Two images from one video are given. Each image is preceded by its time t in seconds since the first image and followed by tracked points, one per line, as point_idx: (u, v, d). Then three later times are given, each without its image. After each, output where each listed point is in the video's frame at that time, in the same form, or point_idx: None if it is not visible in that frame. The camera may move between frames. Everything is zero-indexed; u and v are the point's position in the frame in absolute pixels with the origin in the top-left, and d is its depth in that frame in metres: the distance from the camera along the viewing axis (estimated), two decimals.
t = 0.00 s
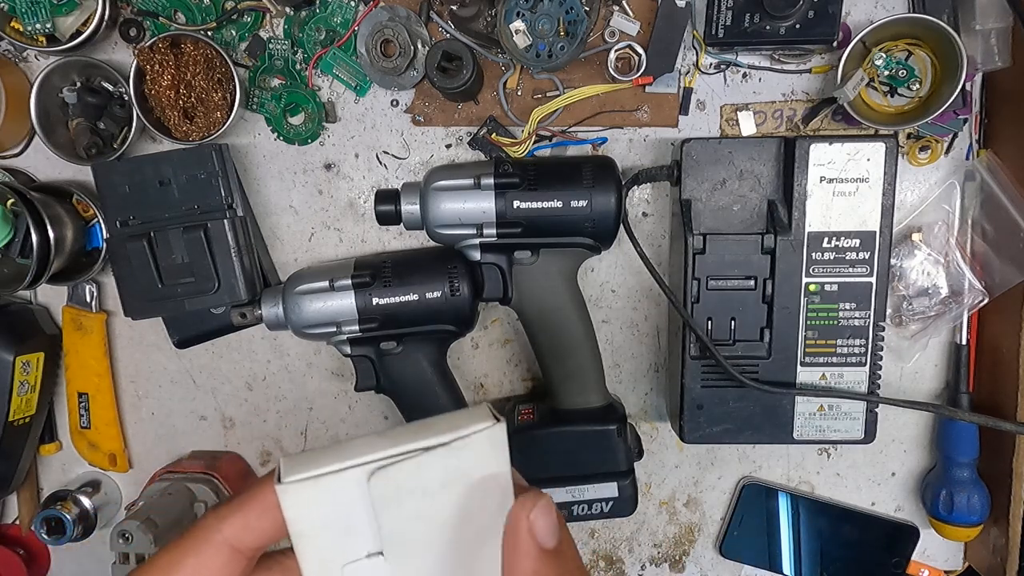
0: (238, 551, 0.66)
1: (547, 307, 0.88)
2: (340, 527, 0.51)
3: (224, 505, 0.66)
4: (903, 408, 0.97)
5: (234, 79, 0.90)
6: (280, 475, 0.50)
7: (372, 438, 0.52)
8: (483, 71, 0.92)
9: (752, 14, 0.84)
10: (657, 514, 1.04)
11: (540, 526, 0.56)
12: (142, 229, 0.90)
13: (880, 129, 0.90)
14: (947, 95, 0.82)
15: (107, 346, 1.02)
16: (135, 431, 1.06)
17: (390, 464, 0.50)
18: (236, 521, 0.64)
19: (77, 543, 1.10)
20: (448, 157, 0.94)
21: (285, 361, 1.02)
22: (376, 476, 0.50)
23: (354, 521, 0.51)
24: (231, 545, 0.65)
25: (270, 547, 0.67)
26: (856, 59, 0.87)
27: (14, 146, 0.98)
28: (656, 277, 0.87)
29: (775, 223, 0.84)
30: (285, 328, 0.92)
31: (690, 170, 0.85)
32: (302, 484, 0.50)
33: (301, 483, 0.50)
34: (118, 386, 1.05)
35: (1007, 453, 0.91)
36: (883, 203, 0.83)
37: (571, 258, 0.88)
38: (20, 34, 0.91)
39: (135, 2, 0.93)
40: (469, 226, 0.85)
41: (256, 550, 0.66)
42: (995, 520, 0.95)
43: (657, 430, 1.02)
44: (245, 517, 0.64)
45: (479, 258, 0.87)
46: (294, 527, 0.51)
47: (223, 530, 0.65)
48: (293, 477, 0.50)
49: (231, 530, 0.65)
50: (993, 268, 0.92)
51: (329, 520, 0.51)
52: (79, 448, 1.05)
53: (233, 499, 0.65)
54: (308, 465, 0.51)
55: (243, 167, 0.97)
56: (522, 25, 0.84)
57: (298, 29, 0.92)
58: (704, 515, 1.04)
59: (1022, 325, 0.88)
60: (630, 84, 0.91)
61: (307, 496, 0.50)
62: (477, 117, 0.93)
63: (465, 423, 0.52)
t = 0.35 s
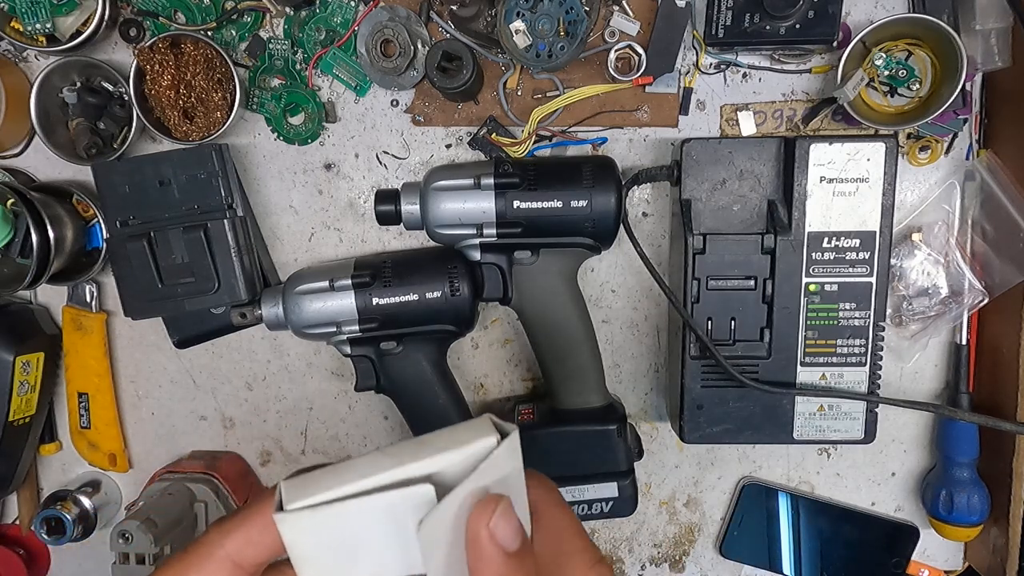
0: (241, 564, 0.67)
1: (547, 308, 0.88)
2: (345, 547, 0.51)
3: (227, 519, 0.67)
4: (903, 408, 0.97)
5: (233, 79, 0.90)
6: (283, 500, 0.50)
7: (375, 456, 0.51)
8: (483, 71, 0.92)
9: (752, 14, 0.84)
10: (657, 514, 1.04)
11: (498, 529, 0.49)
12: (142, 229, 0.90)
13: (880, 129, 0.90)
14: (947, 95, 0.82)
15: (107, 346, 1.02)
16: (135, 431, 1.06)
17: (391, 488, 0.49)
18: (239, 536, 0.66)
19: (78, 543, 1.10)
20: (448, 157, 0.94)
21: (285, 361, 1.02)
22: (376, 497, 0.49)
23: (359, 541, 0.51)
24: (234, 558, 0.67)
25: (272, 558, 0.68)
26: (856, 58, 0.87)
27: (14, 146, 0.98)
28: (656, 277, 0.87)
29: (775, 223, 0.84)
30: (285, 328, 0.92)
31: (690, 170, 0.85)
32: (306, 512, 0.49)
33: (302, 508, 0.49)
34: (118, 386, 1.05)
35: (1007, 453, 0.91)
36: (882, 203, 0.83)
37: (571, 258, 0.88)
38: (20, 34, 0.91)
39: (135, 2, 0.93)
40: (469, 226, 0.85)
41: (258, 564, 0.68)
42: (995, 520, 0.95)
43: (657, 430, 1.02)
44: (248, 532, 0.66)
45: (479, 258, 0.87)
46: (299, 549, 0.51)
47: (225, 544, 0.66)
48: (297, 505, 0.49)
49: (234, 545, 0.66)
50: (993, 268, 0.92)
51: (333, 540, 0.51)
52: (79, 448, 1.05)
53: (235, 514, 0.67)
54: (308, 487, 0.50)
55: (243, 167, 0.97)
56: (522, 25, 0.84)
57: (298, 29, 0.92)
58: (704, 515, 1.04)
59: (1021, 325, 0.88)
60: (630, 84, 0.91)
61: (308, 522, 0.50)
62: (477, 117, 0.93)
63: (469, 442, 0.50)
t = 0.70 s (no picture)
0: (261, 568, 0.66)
1: (547, 308, 0.88)
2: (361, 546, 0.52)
3: (247, 522, 0.66)
4: (903, 408, 0.97)
5: (233, 79, 0.90)
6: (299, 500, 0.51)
7: (390, 461, 0.52)
8: (483, 71, 0.92)
9: (752, 14, 0.84)
10: (657, 514, 1.04)
11: (473, 537, 0.51)
12: (142, 229, 0.90)
13: (880, 129, 0.90)
14: (947, 95, 0.82)
15: (107, 346, 1.02)
16: (135, 431, 1.06)
17: (409, 490, 0.50)
18: (260, 540, 0.65)
19: (78, 543, 1.10)
20: (448, 157, 0.94)
21: (285, 361, 1.02)
22: (392, 501, 0.50)
23: (374, 542, 0.52)
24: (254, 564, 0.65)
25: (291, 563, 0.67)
26: (856, 59, 0.87)
27: (14, 146, 0.98)
28: (656, 277, 0.87)
29: (775, 223, 0.84)
30: (285, 328, 0.92)
31: (690, 170, 0.85)
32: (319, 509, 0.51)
33: (321, 510, 0.51)
34: (118, 386, 1.05)
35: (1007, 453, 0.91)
36: (882, 203, 0.83)
37: (571, 258, 0.88)
38: (20, 34, 0.91)
39: (135, 2, 0.93)
40: (469, 226, 0.85)
41: (278, 568, 0.67)
42: (995, 520, 0.95)
43: (657, 430, 1.02)
44: (268, 535, 0.65)
45: (479, 258, 0.87)
46: (315, 548, 0.52)
47: (245, 547, 0.65)
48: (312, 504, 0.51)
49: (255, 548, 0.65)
50: (993, 268, 0.92)
51: (346, 543, 0.52)
52: (79, 448, 1.05)
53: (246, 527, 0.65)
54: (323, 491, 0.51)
55: (243, 167, 0.97)
56: (523, 25, 0.84)
57: (298, 29, 0.92)
58: (704, 515, 1.04)
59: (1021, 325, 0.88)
60: (630, 84, 0.91)
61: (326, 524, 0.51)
62: (477, 117, 0.93)
63: (482, 444, 0.51)
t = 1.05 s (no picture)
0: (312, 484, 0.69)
1: (547, 308, 0.88)
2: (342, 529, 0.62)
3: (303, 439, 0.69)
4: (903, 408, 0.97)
5: (233, 79, 0.90)
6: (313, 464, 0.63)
7: (386, 469, 0.63)
8: (483, 71, 0.92)
9: (753, 14, 0.84)
10: (657, 514, 1.04)
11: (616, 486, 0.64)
12: (142, 229, 0.90)
13: (880, 129, 0.90)
14: (947, 95, 0.82)
15: (107, 346, 1.02)
16: (135, 431, 1.06)
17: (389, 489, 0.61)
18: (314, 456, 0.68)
19: (78, 543, 1.10)
20: (448, 156, 0.94)
21: (285, 361, 1.02)
22: (372, 489, 0.61)
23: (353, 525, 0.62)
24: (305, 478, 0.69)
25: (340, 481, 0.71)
26: (856, 58, 0.87)
27: (14, 146, 0.98)
28: (656, 277, 0.87)
29: (775, 223, 0.84)
30: (285, 328, 0.92)
31: (690, 170, 0.85)
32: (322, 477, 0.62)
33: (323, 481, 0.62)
34: (118, 386, 1.05)
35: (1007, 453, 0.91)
36: (882, 203, 0.83)
37: (571, 258, 0.88)
38: (20, 34, 0.91)
39: (135, 2, 0.93)
40: (469, 226, 0.85)
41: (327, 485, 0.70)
42: (995, 520, 0.95)
43: (657, 430, 1.02)
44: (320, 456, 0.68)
45: (479, 258, 0.87)
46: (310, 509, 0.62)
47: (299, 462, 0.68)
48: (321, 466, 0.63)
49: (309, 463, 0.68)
50: (993, 268, 0.92)
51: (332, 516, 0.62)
52: (79, 448, 1.05)
53: (254, 477, 0.70)
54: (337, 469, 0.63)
55: (243, 167, 0.97)
56: (522, 25, 0.84)
57: (298, 29, 0.92)
58: (704, 515, 1.04)
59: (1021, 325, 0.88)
60: (630, 84, 0.91)
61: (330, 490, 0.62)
62: (477, 117, 0.93)
63: (460, 483, 0.61)
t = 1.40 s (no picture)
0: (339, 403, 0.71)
1: (547, 308, 0.88)
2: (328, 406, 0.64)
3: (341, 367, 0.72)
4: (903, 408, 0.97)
5: (233, 79, 0.90)
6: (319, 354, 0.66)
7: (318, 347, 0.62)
8: (483, 71, 0.92)
9: (753, 14, 0.84)
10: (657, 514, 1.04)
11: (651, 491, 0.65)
12: (142, 229, 0.90)
13: (880, 129, 0.90)
14: (947, 95, 0.82)
15: (107, 346, 1.02)
16: (135, 431, 1.06)
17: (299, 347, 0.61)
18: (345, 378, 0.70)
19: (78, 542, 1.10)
20: (448, 156, 0.94)
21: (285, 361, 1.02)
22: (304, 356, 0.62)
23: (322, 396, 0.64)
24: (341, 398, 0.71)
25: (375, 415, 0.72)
26: (856, 58, 0.87)
27: (14, 146, 0.98)
28: (656, 277, 0.87)
29: (775, 223, 0.84)
30: (285, 328, 0.92)
31: (690, 170, 0.85)
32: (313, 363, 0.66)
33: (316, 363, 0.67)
34: (118, 386, 1.05)
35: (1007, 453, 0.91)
36: (882, 203, 0.83)
37: (571, 259, 0.88)
38: (20, 34, 0.91)
39: (135, 2, 0.93)
40: (469, 226, 0.85)
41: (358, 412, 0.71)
42: (995, 520, 0.95)
43: (657, 430, 1.02)
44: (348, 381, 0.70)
45: (479, 258, 0.87)
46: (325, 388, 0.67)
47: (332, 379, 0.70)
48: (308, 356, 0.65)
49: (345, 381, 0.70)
50: (993, 268, 0.92)
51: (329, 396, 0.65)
52: (79, 448, 1.05)
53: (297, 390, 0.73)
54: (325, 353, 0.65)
55: (243, 167, 0.97)
56: (522, 25, 0.84)
57: (298, 29, 0.92)
58: (704, 515, 1.04)
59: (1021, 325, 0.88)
60: (631, 84, 0.91)
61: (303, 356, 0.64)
62: (477, 117, 0.93)
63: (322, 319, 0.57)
